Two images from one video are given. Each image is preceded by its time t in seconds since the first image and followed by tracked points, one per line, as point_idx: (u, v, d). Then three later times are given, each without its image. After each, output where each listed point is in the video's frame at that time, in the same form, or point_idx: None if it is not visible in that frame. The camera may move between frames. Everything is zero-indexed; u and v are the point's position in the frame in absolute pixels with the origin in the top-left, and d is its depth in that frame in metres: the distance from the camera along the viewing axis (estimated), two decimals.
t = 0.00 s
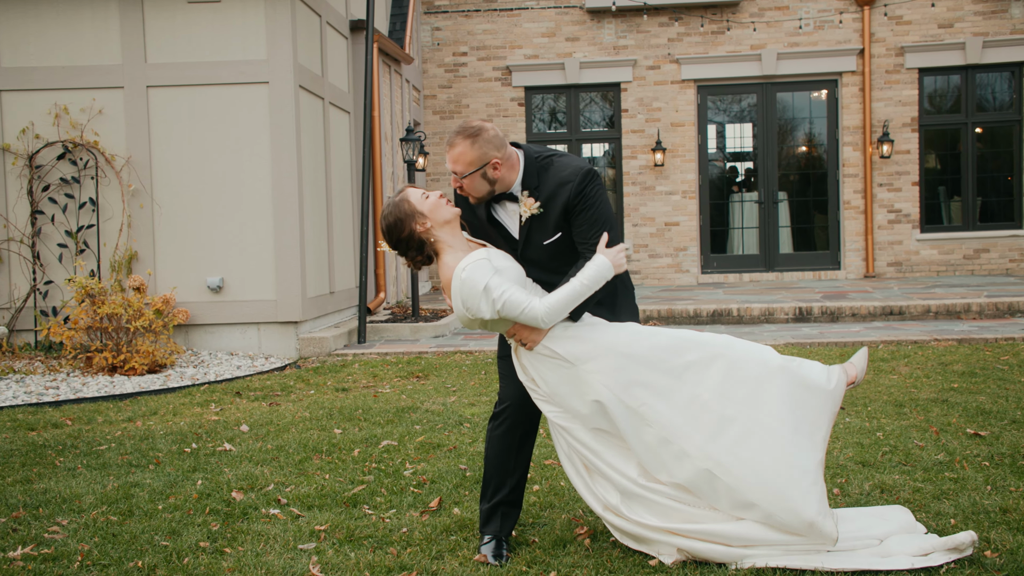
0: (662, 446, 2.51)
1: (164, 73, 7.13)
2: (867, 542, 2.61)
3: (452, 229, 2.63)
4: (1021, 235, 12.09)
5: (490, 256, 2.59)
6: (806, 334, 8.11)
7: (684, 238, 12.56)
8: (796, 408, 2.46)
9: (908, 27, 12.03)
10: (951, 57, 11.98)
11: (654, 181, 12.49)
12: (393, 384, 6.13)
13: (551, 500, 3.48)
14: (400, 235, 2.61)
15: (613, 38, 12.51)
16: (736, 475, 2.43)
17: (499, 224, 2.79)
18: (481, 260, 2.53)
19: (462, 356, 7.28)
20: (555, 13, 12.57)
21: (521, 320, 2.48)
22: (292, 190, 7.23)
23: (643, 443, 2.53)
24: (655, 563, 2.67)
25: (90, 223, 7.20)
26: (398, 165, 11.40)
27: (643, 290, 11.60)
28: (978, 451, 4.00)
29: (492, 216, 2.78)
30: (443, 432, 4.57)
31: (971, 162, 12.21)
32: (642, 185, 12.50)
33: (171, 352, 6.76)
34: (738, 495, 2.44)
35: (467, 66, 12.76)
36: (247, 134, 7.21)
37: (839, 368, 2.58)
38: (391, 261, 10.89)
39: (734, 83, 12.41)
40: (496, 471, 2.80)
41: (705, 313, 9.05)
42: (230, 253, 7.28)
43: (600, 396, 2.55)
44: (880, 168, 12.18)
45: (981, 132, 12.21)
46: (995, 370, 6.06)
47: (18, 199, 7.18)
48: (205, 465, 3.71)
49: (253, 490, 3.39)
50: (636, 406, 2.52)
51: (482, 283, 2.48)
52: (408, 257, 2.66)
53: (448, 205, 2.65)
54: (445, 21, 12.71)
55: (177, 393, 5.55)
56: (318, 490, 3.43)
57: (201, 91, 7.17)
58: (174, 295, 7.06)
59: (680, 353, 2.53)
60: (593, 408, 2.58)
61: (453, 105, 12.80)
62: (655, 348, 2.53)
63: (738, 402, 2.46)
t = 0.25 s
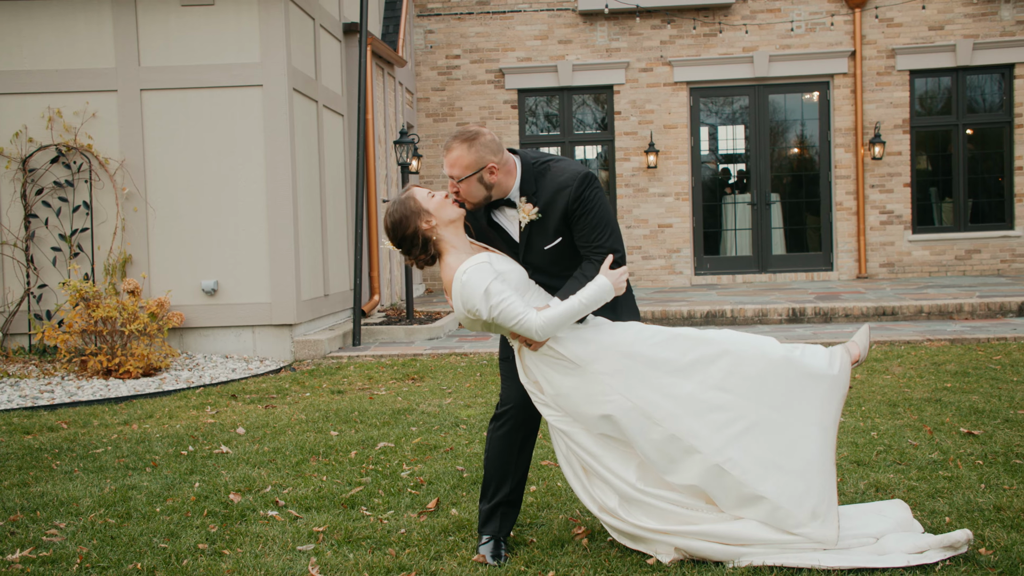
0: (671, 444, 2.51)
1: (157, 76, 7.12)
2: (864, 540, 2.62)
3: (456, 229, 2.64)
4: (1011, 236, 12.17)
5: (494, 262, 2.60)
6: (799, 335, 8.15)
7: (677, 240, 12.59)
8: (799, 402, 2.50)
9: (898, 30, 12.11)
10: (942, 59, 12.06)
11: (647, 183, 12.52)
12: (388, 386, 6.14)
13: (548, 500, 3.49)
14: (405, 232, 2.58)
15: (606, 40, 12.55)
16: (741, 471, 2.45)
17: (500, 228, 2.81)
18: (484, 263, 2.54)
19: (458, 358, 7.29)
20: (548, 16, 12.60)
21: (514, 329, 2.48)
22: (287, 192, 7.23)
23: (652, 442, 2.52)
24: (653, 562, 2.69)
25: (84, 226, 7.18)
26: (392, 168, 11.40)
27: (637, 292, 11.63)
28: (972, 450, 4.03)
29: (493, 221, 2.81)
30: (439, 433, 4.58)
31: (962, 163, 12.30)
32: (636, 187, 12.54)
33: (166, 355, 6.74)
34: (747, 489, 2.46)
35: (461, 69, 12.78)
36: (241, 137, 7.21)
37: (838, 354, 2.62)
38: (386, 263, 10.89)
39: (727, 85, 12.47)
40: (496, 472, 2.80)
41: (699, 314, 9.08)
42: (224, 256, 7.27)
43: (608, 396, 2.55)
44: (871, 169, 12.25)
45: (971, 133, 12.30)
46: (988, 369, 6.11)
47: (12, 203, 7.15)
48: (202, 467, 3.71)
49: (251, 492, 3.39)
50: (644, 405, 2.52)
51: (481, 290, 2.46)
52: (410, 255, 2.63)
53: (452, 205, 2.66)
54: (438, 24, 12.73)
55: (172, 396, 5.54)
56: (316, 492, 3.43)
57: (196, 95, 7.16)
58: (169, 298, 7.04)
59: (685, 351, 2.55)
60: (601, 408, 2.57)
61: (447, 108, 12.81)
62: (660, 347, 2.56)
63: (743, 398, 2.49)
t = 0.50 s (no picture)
0: (681, 438, 2.52)
1: (155, 79, 7.13)
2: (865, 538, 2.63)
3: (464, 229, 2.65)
4: (1007, 236, 12.22)
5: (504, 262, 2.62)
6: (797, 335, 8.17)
7: (674, 241, 12.62)
8: (805, 394, 2.52)
9: (893, 30, 12.15)
10: (937, 60, 12.11)
11: (644, 184, 12.54)
12: (387, 388, 6.14)
13: (549, 500, 3.50)
14: (415, 233, 2.59)
15: (602, 41, 12.58)
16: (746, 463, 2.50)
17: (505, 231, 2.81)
18: (495, 266, 2.55)
19: (456, 359, 7.30)
20: (544, 18, 12.62)
21: (521, 333, 2.52)
22: (285, 194, 7.24)
23: (663, 437, 2.53)
24: (654, 561, 2.71)
25: (83, 229, 7.18)
26: (389, 170, 11.41)
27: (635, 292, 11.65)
28: (969, 449, 4.05)
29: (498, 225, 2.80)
30: (439, 434, 4.58)
31: (957, 163, 12.35)
32: (632, 188, 12.56)
33: (166, 357, 6.74)
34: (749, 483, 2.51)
35: (457, 71, 12.79)
36: (239, 139, 7.21)
37: (843, 333, 2.60)
38: (383, 265, 10.89)
39: (723, 86, 12.50)
40: (502, 470, 2.81)
41: (696, 315, 9.11)
42: (223, 258, 7.27)
43: (618, 393, 2.57)
44: (867, 169, 12.29)
45: (967, 133, 12.35)
46: (985, 368, 6.14)
47: (10, 206, 7.14)
48: (204, 469, 3.71)
49: (253, 493, 3.40)
50: (654, 400, 2.54)
51: (487, 291, 2.50)
52: (420, 255, 2.63)
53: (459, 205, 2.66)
54: (435, 26, 12.74)
55: (172, 397, 5.54)
56: (318, 493, 3.44)
57: (194, 97, 7.17)
58: (168, 301, 7.04)
59: (691, 346, 2.57)
60: (611, 405, 2.58)
61: (443, 109, 12.82)
62: (667, 341, 2.58)
63: (750, 392, 2.51)
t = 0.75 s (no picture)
0: (695, 430, 2.55)
1: (156, 83, 7.14)
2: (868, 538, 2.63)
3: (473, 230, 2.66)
4: (1005, 238, 12.25)
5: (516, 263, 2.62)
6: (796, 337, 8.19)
7: (673, 243, 12.63)
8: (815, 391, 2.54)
9: (890, 33, 12.20)
10: (934, 62, 12.15)
11: (642, 187, 12.57)
12: (389, 391, 6.15)
13: (552, 501, 3.51)
14: (426, 236, 2.61)
15: (600, 45, 12.61)
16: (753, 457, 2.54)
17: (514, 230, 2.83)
18: (507, 266, 2.55)
19: (457, 362, 7.30)
20: (542, 21, 12.65)
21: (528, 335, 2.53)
22: (286, 197, 7.26)
23: (677, 430, 2.55)
24: (658, 562, 2.71)
25: (84, 233, 7.19)
26: (388, 174, 11.43)
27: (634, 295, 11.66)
28: (969, 450, 4.06)
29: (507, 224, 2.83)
30: (441, 437, 4.59)
31: (955, 166, 12.39)
32: (631, 191, 12.58)
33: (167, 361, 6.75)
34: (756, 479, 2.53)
35: (456, 74, 12.82)
36: (240, 142, 7.23)
37: (852, 322, 2.60)
38: (383, 268, 10.90)
39: (721, 89, 12.53)
40: (508, 470, 2.83)
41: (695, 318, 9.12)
42: (223, 261, 7.28)
43: (632, 387, 2.58)
44: (865, 172, 12.32)
45: (964, 136, 12.39)
46: (984, 370, 6.15)
47: (12, 210, 7.16)
48: (208, 471, 3.72)
49: (257, 495, 3.41)
50: (667, 393, 2.56)
51: (499, 290, 2.51)
52: (432, 258, 2.65)
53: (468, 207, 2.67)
54: (433, 30, 12.77)
55: (173, 401, 5.55)
56: (322, 495, 3.45)
57: (195, 101, 7.18)
58: (169, 304, 7.05)
59: (704, 341, 2.59)
60: (623, 399, 2.59)
61: (442, 113, 12.83)
62: (680, 336, 2.59)
63: (762, 388, 2.54)
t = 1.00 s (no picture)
0: (705, 423, 2.57)
1: (156, 86, 7.15)
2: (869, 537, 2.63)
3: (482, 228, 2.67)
4: (1002, 241, 12.29)
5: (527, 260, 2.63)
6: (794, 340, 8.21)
7: (671, 247, 12.64)
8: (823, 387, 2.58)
9: (888, 37, 12.24)
10: (932, 67, 12.19)
11: (641, 190, 12.58)
12: (389, 393, 6.15)
13: (553, 503, 3.51)
14: (435, 237, 2.61)
15: (599, 49, 12.64)
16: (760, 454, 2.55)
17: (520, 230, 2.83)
18: (519, 262, 2.56)
19: (456, 364, 7.31)
20: (541, 25, 12.68)
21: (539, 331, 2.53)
22: (287, 200, 7.27)
23: (689, 423, 2.57)
24: (659, 562, 2.72)
25: (84, 235, 7.19)
26: (388, 176, 11.44)
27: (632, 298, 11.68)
28: (968, 452, 4.07)
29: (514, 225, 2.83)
30: (442, 439, 4.60)
31: (953, 170, 12.42)
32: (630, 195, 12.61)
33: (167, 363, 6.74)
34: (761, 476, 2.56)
35: (455, 78, 12.84)
36: (242, 144, 7.24)
37: (857, 323, 2.67)
38: (382, 271, 10.91)
39: (720, 93, 12.56)
40: (512, 470, 2.83)
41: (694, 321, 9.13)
42: (223, 263, 7.28)
43: (644, 379, 2.60)
44: (864, 175, 12.34)
45: (962, 140, 12.42)
46: (982, 373, 6.17)
47: (12, 212, 7.16)
48: (210, 473, 3.72)
49: (260, 497, 3.41)
50: (680, 386, 2.58)
51: (510, 286, 2.52)
52: (441, 259, 2.64)
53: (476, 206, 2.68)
54: (433, 33, 12.80)
55: (174, 403, 5.55)
56: (324, 496, 3.45)
57: (196, 104, 7.19)
58: (169, 307, 7.05)
59: (717, 336, 2.62)
60: (637, 390, 2.61)
61: (442, 116, 12.85)
62: (692, 332, 2.62)
63: (771, 383, 2.57)
